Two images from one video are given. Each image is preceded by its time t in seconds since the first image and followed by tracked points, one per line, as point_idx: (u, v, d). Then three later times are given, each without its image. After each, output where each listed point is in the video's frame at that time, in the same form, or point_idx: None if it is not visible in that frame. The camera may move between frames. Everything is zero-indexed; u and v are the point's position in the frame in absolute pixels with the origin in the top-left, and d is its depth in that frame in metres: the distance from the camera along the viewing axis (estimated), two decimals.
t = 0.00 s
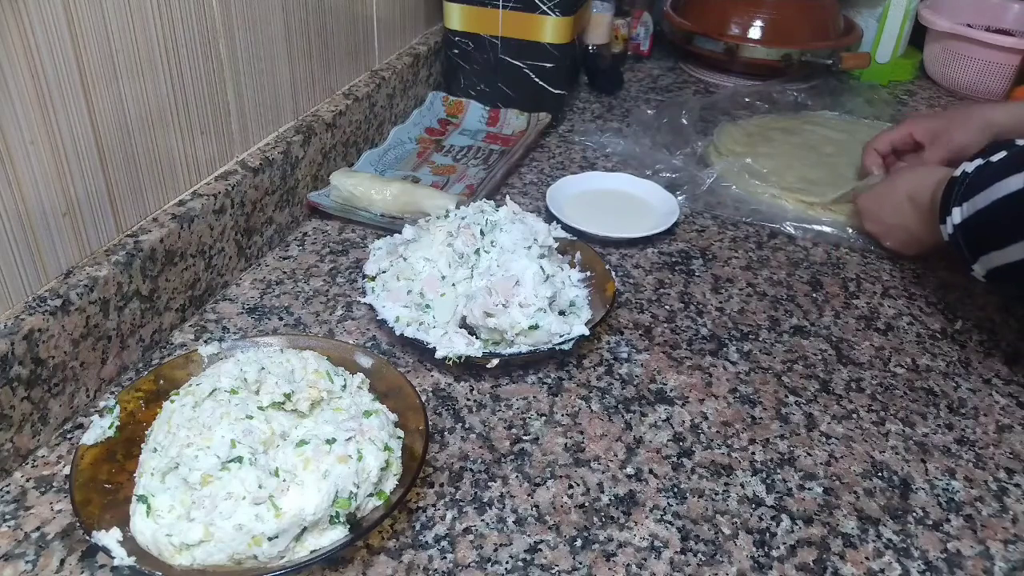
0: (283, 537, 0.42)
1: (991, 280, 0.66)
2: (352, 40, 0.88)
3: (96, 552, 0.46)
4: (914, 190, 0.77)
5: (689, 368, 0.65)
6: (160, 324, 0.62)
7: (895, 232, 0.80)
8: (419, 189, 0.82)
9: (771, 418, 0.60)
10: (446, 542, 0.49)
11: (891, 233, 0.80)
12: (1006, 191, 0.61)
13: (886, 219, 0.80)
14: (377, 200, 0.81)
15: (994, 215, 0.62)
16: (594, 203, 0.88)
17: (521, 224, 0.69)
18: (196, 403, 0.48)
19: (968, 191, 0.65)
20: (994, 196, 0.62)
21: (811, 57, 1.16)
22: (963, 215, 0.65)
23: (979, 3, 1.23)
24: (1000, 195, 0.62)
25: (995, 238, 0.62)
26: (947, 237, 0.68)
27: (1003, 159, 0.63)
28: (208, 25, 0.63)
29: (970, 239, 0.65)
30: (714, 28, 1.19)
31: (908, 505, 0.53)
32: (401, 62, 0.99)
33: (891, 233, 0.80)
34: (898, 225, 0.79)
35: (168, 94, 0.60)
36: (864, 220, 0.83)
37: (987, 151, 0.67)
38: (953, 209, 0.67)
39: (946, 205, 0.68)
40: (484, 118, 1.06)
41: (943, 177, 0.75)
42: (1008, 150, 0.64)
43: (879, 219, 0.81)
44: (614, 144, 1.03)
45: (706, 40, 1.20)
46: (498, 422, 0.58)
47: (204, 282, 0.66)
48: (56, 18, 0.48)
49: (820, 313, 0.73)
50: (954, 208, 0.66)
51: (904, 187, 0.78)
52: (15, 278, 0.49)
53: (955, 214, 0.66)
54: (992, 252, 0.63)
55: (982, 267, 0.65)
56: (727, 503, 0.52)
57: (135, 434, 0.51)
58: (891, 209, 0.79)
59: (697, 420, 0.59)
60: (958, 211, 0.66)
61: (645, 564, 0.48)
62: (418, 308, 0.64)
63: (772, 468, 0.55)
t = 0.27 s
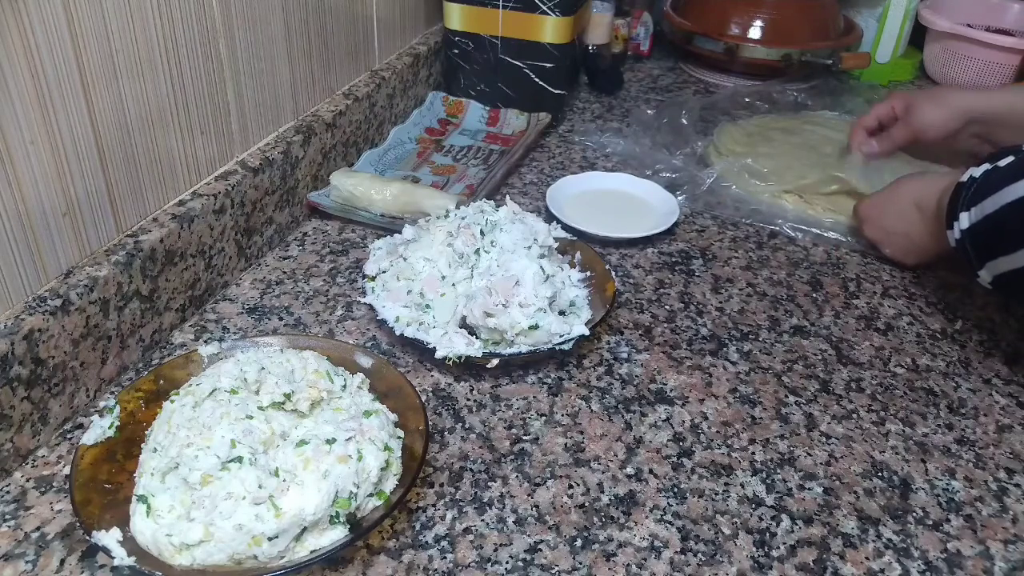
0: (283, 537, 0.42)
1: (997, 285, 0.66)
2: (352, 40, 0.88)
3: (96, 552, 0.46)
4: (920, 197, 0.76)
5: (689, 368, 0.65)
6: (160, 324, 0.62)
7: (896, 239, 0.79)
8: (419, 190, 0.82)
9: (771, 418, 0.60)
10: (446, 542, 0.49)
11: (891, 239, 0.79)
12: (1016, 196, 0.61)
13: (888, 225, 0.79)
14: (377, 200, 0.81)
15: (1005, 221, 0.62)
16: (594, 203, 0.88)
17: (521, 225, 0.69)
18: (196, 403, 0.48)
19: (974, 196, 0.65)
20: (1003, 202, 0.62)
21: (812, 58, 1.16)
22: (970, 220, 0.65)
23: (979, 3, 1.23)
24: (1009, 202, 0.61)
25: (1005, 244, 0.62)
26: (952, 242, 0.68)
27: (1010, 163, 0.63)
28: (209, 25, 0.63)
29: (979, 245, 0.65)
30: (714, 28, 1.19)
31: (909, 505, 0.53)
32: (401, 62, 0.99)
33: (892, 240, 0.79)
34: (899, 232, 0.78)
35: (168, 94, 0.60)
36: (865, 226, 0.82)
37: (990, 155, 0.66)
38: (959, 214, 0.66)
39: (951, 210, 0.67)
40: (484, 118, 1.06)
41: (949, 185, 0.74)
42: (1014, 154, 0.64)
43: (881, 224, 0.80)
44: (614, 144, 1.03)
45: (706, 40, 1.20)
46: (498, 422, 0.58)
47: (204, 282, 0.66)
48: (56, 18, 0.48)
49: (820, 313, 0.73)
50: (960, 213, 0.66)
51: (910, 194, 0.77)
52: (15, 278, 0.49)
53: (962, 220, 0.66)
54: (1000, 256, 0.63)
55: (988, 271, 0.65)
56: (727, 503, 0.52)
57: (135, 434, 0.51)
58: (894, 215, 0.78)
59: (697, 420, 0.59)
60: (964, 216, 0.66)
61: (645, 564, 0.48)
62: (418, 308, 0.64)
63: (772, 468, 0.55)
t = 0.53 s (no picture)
0: (283, 537, 0.42)
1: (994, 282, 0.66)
2: (352, 40, 0.88)
3: (96, 552, 0.46)
4: (919, 195, 0.76)
5: (689, 367, 0.65)
6: (160, 324, 0.62)
7: (895, 239, 0.79)
8: (419, 189, 0.82)
9: (771, 418, 0.60)
10: (446, 542, 0.49)
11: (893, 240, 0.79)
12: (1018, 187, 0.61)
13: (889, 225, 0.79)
14: (377, 200, 0.81)
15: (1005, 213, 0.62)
16: (594, 203, 0.88)
17: (521, 224, 0.69)
18: (196, 403, 0.49)
19: (972, 191, 0.65)
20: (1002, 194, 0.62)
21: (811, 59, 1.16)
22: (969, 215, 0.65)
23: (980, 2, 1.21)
24: (1007, 194, 0.62)
25: (1003, 238, 0.62)
26: (951, 237, 0.68)
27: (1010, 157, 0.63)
28: (209, 25, 0.63)
29: (978, 238, 0.64)
30: (714, 28, 1.19)
31: (908, 505, 0.53)
32: (402, 62, 0.99)
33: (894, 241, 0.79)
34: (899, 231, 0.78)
35: (168, 94, 0.60)
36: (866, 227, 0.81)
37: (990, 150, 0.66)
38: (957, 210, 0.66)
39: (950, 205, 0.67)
40: (484, 118, 1.06)
41: (948, 183, 0.75)
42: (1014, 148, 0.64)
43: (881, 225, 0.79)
44: (614, 144, 1.03)
45: (706, 40, 1.20)
46: (498, 422, 0.58)
47: (204, 282, 0.66)
48: (56, 18, 0.48)
49: (820, 313, 0.73)
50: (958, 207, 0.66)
51: (908, 193, 0.77)
52: (15, 278, 0.49)
53: (961, 214, 0.66)
54: (1000, 250, 0.63)
55: (988, 267, 0.65)
56: (727, 503, 0.52)
57: (135, 435, 0.51)
58: (892, 214, 0.78)
59: (697, 420, 0.60)
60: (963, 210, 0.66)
61: (646, 564, 0.48)
62: (418, 308, 0.64)
63: (772, 468, 0.55)
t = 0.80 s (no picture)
0: (283, 537, 0.42)
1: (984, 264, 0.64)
2: (352, 40, 0.88)
3: (96, 552, 0.46)
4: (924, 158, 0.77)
5: (689, 367, 0.65)
6: (160, 324, 0.62)
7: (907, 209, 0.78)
8: (419, 190, 0.82)
9: (771, 418, 0.60)
10: (445, 542, 0.49)
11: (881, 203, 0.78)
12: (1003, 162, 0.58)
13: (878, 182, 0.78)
14: (377, 200, 0.81)
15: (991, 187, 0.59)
16: (594, 203, 0.88)
17: (521, 224, 0.69)
18: (196, 403, 0.49)
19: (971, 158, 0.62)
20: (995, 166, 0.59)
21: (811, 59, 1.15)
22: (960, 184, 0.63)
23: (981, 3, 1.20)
24: (1000, 167, 0.58)
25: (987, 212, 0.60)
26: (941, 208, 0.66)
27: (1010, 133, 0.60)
28: (209, 25, 0.63)
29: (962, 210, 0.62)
30: (714, 28, 1.19)
31: (908, 505, 0.53)
32: (402, 62, 0.99)
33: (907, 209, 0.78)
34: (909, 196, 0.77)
35: (168, 94, 0.60)
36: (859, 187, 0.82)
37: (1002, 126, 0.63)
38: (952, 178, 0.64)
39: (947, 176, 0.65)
40: (484, 118, 1.06)
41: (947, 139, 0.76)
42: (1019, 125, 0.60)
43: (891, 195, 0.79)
44: (614, 144, 1.03)
45: (706, 41, 1.20)
46: (498, 422, 0.58)
47: (204, 282, 0.66)
48: (56, 18, 0.48)
49: (820, 313, 0.73)
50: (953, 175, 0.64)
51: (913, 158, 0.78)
52: (15, 278, 0.49)
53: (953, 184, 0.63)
54: (982, 223, 0.61)
55: (966, 239, 0.63)
56: (727, 503, 0.52)
57: (135, 435, 0.51)
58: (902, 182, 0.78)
59: (697, 420, 0.60)
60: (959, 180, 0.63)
61: (646, 564, 0.48)
62: (418, 308, 0.64)
63: (772, 468, 0.55)
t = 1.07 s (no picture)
0: (283, 537, 0.42)
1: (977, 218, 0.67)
2: (352, 40, 0.88)
3: (96, 552, 0.46)
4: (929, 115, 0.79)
5: (689, 368, 0.65)
6: (160, 324, 0.62)
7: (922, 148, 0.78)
8: (419, 190, 0.82)
9: (771, 418, 0.60)
10: (445, 542, 0.49)
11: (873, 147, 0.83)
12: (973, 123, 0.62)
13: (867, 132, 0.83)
14: (377, 200, 0.81)
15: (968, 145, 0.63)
16: (594, 203, 0.88)
17: (521, 224, 0.69)
18: (196, 403, 0.48)
19: (942, 100, 0.66)
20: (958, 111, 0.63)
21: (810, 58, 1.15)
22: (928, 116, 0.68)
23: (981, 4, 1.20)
24: (962, 113, 0.63)
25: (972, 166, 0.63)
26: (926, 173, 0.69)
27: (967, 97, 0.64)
28: (209, 25, 0.63)
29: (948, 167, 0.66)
30: (714, 28, 1.19)
31: (908, 505, 0.53)
32: (402, 62, 0.99)
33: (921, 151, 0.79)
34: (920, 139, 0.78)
35: (168, 93, 0.60)
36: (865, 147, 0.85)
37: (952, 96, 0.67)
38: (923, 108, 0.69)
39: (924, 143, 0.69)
40: (484, 118, 1.06)
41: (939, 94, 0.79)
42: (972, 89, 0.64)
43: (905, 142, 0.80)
44: (614, 144, 1.03)
45: (706, 40, 1.20)
46: (498, 422, 0.58)
47: (204, 282, 0.66)
48: (56, 18, 0.48)
49: (820, 313, 0.73)
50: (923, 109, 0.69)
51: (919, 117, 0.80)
52: (15, 278, 0.49)
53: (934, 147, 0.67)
54: (931, 158, 0.67)
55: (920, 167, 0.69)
56: (727, 503, 0.52)
57: (135, 435, 0.51)
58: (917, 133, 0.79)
59: (697, 420, 0.60)
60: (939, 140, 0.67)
61: (645, 564, 0.48)
62: (418, 308, 0.64)
63: (772, 468, 0.55)
